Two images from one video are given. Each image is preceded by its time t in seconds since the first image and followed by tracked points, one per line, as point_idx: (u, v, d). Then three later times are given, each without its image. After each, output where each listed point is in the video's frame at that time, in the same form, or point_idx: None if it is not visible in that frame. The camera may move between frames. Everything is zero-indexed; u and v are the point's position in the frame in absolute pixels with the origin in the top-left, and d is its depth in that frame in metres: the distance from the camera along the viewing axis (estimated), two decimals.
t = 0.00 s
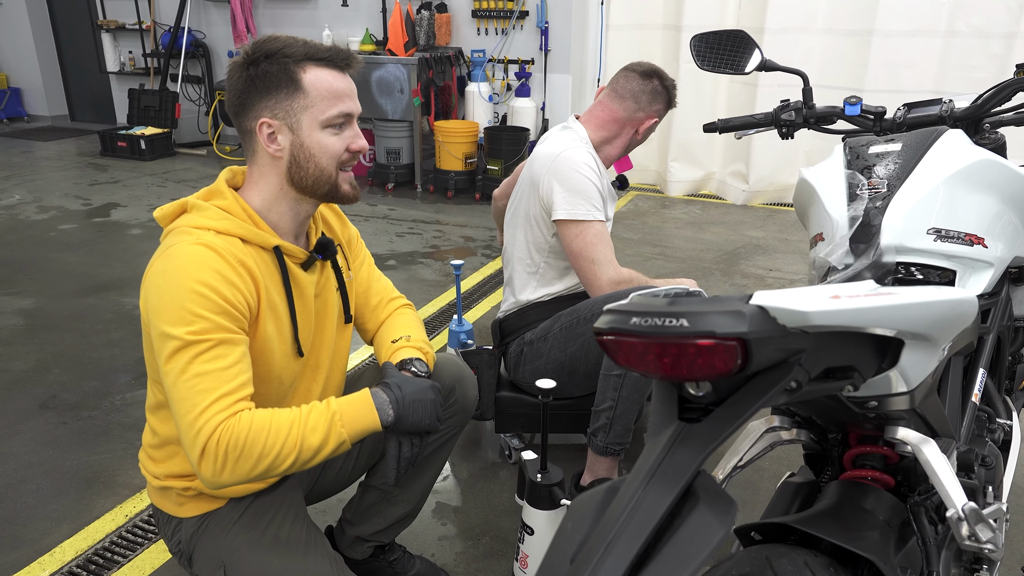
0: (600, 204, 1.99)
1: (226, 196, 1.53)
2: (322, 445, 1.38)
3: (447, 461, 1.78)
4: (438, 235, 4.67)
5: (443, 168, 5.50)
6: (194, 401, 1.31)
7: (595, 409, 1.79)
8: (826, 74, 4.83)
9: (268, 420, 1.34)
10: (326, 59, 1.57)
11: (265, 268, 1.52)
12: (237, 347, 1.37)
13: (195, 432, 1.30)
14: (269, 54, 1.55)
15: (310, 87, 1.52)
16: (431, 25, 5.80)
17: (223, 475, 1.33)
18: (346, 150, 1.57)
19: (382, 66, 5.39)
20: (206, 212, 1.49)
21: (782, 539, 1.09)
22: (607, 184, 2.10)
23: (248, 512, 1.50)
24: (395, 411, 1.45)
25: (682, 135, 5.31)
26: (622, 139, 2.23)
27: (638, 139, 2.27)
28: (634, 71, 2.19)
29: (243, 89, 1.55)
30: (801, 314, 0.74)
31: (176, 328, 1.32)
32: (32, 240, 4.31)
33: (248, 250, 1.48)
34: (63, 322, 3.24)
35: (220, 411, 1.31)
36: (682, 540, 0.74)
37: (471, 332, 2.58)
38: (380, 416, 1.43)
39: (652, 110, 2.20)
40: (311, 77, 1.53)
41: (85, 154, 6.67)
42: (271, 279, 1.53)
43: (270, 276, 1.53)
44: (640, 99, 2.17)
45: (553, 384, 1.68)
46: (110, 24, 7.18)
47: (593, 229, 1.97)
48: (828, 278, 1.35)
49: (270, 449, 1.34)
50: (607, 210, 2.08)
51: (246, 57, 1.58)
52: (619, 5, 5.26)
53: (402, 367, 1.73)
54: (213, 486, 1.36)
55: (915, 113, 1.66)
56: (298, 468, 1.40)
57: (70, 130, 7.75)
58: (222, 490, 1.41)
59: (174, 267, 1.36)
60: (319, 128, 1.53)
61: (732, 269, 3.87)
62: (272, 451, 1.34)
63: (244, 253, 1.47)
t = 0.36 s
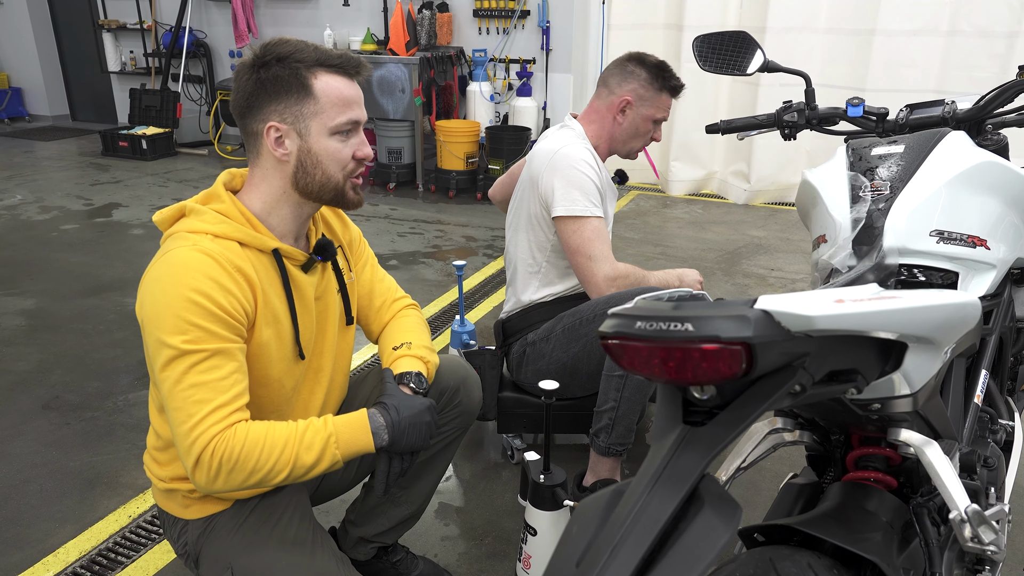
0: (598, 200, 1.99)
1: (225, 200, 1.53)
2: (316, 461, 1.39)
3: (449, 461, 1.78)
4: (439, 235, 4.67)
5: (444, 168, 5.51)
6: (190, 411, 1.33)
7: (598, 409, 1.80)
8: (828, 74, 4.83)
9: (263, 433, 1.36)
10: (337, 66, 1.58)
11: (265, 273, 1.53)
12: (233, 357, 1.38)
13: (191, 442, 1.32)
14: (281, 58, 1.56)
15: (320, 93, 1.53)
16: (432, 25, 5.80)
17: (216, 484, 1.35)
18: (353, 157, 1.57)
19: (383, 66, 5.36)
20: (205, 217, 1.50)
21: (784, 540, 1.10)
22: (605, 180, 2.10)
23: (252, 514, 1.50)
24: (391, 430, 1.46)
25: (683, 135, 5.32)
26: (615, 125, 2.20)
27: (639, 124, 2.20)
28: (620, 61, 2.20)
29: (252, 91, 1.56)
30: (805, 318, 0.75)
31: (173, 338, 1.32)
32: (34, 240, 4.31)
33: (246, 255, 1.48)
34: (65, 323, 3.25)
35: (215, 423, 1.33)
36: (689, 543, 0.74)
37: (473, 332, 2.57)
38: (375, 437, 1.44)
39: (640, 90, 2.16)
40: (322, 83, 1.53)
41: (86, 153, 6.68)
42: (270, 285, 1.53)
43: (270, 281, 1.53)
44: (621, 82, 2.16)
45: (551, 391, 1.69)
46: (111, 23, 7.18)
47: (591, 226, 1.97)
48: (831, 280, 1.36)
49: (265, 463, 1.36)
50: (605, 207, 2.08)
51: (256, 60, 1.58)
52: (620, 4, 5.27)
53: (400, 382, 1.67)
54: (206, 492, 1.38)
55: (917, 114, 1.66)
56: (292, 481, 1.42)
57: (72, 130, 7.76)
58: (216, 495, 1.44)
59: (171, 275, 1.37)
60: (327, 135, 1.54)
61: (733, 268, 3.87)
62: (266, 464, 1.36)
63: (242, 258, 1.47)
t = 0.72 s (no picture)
0: (572, 201, 1.99)
1: (230, 203, 1.54)
2: (323, 462, 1.40)
3: (453, 459, 1.79)
4: (439, 233, 4.68)
5: (444, 167, 5.51)
6: (197, 413, 1.34)
7: (596, 408, 1.83)
8: (828, 72, 4.84)
9: (271, 435, 1.37)
10: (336, 68, 1.58)
11: (271, 273, 1.53)
12: (240, 358, 1.39)
13: (199, 443, 1.33)
14: (280, 61, 1.57)
15: (320, 95, 1.53)
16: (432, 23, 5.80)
17: (224, 484, 1.37)
18: (355, 158, 1.58)
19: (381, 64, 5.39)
20: (210, 218, 1.51)
21: (789, 538, 1.11)
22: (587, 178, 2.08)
23: (258, 512, 1.51)
24: (397, 433, 1.46)
25: (683, 133, 5.34)
26: (580, 119, 2.13)
27: (603, 112, 2.09)
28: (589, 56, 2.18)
29: (253, 95, 1.56)
30: (812, 317, 0.75)
31: (182, 340, 1.33)
32: (35, 239, 4.31)
33: (252, 257, 1.49)
34: (67, 322, 3.25)
35: (223, 424, 1.34)
36: (700, 541, 0.75)
37: (475, 331, 2.58)
38: (381, 438, 1.44)
39: (593, 79, 2.09)
40: (322, 85, 1.54)
41: (85, 152, 6.67)
42: (277, 285, 1.54)
43: (276, 282, 1.54)
44: (580, 78, 2.13)
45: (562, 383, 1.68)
46: (110, 21, 7.17)
47: (566, 227, 1.98)
48: (835, 279, 1.37)
49: (272, 464, 1.37)
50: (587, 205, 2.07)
51: (256, 63, 1.59)
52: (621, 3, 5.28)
53: (404, 383, 1.68)
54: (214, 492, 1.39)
55: (918, 114, 1.67)
56: (299, 481, 1.43)
57: (70, 128, 7.74)
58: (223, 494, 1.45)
59: (178, 278, 1.37)
60: (328, 137, 1.54)
61: (734, 267, 3.88)
62: (274, 466, 1.37)
63: (249, 259, 1.48)
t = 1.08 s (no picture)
0: (557, 198, 2.03)
1: (235, 200, 1.55)
2: (325, 458, 1.41)
3: (458, 457, 1.80)
4: (440, 231, 4.69)
5: (444, 165, 5.52)
6: (201, 407, 1.35)
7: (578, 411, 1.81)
8: (827, 71, 4.85)
9: (273, 430, 1.38)
10: (337, 67, 1.59)
11: (274, 271, 1.54)
12: (244, 354, 1.40)
13: (202, 436, 1.35)
14: (281, 59, 1.57)
15: (321, 94, 1.54)
16: (431, 21, 5.78)
17: (227, 478, 1.38)
18: (355, 157, 1.59)
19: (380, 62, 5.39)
20: (215, 216, 1.51)
21: (794, 533, 1.13)
22: (581, 175, 2.09)
23: (265, 507, 1.53)
24: (398, 431, 1.47)
25: (682, 132, 5.34)
26: (577, 124, 2.09)
27: (596, 121, 2.03)
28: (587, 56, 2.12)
29: (255, 94, 1.57)
30: (818, 315, 0.77)
31: (186, 336, 1.34)
32: (35, 237, 4.31)
33: (256, 254, 1.50)
34: (69, 320, 3.26)
35: (227, 418, 1.35)
36: (710, 534, 0.77)
37: (478, 329, 2.60)
38: (382, 436, 1.46)
39: (584, 88, 2.04)
40: (322, 84, 1.55)
41: (84, 150, 6.66)
42: (280, 282, 1.55)
43: (280, 278, 1.55)
44: (574, 85, 2.09)
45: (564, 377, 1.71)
46: (108, 19, 7.16)
47: (549, 223, 2.03)
48: (837, 278, 1.39)
49: (274, 459, 1.38)
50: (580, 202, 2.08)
51: (257, 61, 1.60)
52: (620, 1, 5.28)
53: (407, 382, 1.69)
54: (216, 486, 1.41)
55: (919, 114, 1.68)
56: (301, 477, 1.44)
57: (69, 126, 7.73)
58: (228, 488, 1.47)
59: (183, 273, 1.38)
60: (330, 135, 1.55)
61: (734, 265, 3.90)
62: (276, 461, 1.38)
63: (252, 256, 1.49)
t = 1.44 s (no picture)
0: (560, 204, 2.04)
1: (239, 199, 1.56)
2: (330, 457, 1.42)
3: (461, 454, 1.82)
4: (437, 229, 4.69)
5: (441, 162, 5.52)
6: (207, 405, 1.36)
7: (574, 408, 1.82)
8: (823, 69, 4.87)
9: (278, 429, 1.39)
10: (342, 66, 1.60)
11: (279, 269, 1.55)
12: (249, 353, 1.40)
13: (208, 434, 1.35)
14: (286, 59, 1.58)
15: (326, 94, 1.55)
16: (428, 19, 5.75)
17: (232, 476, 1.39)
18: (360, 156, 1.59)
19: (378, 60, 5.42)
20: (220, 215, 1.52)
21: (798, 528, 1.15)
22: (588, 180, 2.10)
23: (270, 504, 1.53)
24: (402, 430, 1.49)
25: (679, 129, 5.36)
26: (587, 133, 2.09)
27: (607, 136, 2.03)
28: (605, 63, 2.08)
29: (260, 93, 1.57)
30: (828, 314, 0.78)
31: (192, 335, 1.35)
32: (32, 235, 4.30)
33: (260, 252, 1.51)
34: (67, 318, 3.25)
35: (232, 416, 1.36)
36: (722, 530, 0.78)
37: (479, 325, 2.61)
38: (386, 436, 1.47)
39: (597, 101, 2.01)
40: (327, 84, 1.55)
41: (79, 147, 6.64)
42: (284, 281, 1.55)
43: (284, 277, 1.56)
44: (587, 95, 2.06)
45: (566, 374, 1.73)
46: (102, 16, 7.12)
47: (552, 228, 2.05)
48: (839, 276, 1.40)
49: (279, 458, 1.39)
50: (586, 207, 2.09)
51: (262, 60, 1.60)
52: None
53: (411, 382, 1.70)
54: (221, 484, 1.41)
55: (919, 112, 1.70)
56: (306, 476, 1.45)
57: (64, 124, 7.70)
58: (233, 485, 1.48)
59: (187, 273, 1.39)
60: (335, 134, 1.56)
61: (732, 262, 3.91)
62: (281, 460, 1.39)
63: (257, 254, 1.50)
